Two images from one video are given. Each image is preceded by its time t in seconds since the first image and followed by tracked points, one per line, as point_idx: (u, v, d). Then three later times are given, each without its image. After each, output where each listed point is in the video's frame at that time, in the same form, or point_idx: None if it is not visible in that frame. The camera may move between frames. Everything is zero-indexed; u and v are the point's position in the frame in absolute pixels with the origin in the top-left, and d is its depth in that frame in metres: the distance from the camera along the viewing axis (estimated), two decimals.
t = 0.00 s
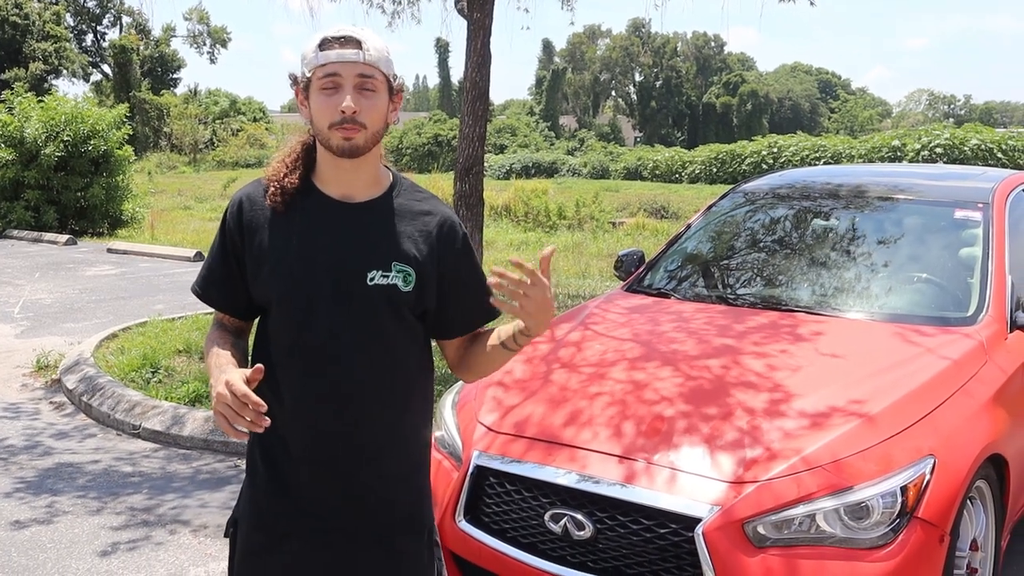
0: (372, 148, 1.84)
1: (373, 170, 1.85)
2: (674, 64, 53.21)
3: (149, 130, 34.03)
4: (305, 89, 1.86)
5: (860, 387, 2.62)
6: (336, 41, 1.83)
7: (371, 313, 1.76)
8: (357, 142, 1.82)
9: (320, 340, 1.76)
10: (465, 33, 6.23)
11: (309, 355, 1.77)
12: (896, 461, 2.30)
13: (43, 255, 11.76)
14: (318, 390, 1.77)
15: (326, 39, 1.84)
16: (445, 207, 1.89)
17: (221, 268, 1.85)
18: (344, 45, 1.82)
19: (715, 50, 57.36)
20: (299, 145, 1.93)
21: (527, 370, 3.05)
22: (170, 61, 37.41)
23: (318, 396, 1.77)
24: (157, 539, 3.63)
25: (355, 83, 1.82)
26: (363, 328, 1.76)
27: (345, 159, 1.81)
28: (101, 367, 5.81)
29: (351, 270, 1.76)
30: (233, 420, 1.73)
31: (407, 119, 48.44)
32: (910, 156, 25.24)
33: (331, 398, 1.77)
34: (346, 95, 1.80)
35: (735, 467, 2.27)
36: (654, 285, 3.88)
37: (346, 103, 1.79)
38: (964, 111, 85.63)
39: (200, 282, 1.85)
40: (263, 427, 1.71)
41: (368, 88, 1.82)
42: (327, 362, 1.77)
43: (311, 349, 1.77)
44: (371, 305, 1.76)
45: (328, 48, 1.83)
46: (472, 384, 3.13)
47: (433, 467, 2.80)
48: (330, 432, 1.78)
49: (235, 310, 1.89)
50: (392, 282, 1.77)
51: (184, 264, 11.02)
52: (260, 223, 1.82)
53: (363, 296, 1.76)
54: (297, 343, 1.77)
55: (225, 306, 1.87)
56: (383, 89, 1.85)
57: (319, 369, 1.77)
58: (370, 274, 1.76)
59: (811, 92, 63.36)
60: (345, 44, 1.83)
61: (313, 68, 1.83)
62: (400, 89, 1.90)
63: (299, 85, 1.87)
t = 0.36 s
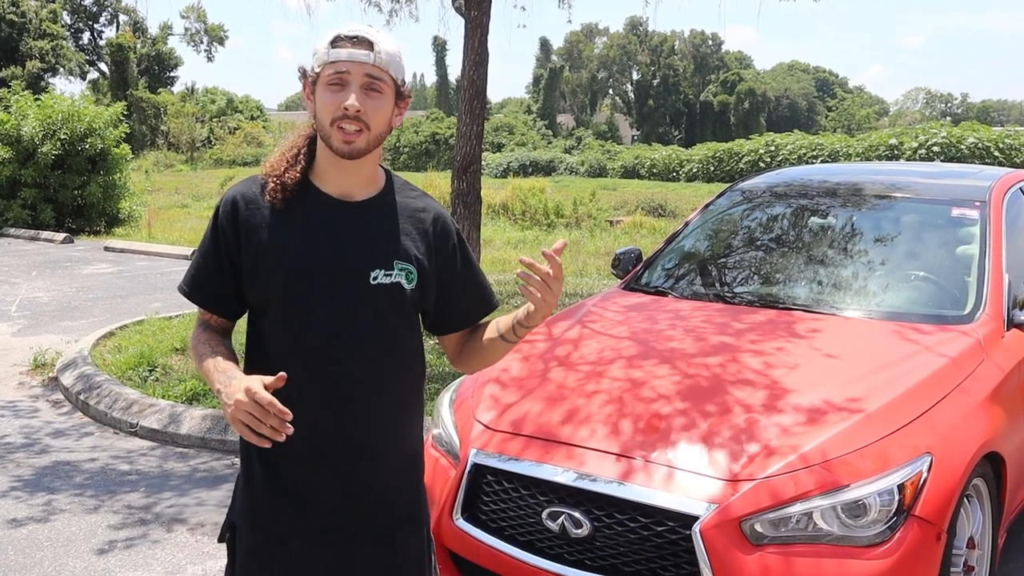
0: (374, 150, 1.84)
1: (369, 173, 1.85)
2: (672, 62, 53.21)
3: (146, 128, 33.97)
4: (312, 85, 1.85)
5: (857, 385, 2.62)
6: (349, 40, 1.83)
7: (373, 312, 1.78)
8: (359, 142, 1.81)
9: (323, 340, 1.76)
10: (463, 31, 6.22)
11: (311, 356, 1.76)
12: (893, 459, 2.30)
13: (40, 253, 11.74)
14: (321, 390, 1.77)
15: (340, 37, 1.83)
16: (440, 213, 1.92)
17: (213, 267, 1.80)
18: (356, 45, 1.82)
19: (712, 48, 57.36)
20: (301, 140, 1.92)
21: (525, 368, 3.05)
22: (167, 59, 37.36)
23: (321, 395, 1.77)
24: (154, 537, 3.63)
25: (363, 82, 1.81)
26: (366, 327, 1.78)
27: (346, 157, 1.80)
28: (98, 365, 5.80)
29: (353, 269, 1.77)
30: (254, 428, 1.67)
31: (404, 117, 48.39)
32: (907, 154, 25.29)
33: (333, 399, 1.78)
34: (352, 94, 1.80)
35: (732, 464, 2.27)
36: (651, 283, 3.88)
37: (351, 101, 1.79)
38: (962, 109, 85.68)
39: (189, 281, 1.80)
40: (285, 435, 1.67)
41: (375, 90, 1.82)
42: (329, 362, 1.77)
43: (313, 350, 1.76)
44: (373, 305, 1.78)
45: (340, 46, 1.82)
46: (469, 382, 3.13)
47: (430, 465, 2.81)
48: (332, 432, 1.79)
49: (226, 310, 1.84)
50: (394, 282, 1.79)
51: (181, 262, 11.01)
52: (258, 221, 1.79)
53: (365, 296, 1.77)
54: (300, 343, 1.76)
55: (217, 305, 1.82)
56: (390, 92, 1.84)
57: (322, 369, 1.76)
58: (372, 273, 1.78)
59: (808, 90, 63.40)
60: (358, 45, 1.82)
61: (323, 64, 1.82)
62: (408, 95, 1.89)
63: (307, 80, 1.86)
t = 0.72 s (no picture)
0: (347, 142, 1.86)
1: (342, 166, 1.88)
2: (668, 61, 53.25)
3: (142, 126, 33.89)
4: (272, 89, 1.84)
5: (854, 383, 2.63)
6: (301, 38, 1.83)
7: (360, 307, 1.82)
8: (334, 136, 1.83)
9: (314, 339, 1.77)
10: (459, 30, 6.22)
11: (303, 356, 1.76)
12: (888, 457, 2.31)
13: (36, 251, 11.72)
14: (312, 390, 1.78)
15: (290, 37, 1.83)
16: (399, 202, 2.00)
17: (188, 272, 1.71)
18: (310, 41, 1.83)
19: (709, 47, 57.39)
20: (264, 138, 1.90)
21: (521, 366, 3.05)
22: (164, 57, 37.28)
23: (314, 394, 1.78)
24: (151, 535, 3.63)
25: (326, 77, 1.82)
26: (353, 323, 1.81)
27: (325, 154, 1.82)
28: (95, 364, 5.80)
29: (339, 265, 1.80)
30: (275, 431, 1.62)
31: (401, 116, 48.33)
32: (903, 153, 25.35)
33: (326, 397, 1.80)
34: (319, 89, 1.81)
35: (728, 462, 2.28)
36: (648, 282, 3.89)
37: (321, 97, 1.80)
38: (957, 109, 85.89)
39: (160, 289, 1.69)
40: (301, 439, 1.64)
41: (338, 81, 1.83)
42: (324, 362, 1.78)
43: (304, 350, 1.77)
44: (360, 298, 1.82)
45: (295, 45, 1.82)
46: (465, 380, 3.14)
47: (427, 463, 2.82)
48: (326, 430, 1.81)
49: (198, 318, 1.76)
50: (375, 275, 1.86)
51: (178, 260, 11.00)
52: (238, 223, 1.74)
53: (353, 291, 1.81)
54: (289, 345, 1.76)
55: (190, 313, 1.73)
56: (352, 81, 1.87)
57: (314, 368, 1.78)
58: (355, 267, 1.82)
59: (805, 89, 63.49)
60: (312, 40, 1.83)
61: (281, 67, 1.82)
62: (365, 81, 1.92)
63: (265, 85, 1.85)
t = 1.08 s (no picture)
0: (338, 151, 1.87)
1: (338, 172, 1.88)
2: (671, 62, 53.25)
3: (145, 126, 33.96)
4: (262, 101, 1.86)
5: (858, 384, 2.63)
6: (290, 48, 1.83)
7: (356, 308, 1.80)
8: (323, 146, 1.83)
9: (308, 341, 1.77)
10: (464, 30, 6.23)
11: (297, 357, 1.77)
12: (893, 458, 2.31)
13: (41, 251, 11.75)
14: (306, 390, 1.79)
15: (280, 46, 1.84)
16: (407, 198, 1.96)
17: (184, 275, 1.75)
18: (298, 52, 1.83)
19: (712, 48, 57.38)
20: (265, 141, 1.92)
21: (525, 367, 3.06)
22: (167, 58, 37.34)
23: (308, 396, 1.79)
24: (156, 534, 3.64)
25: (313, 90, 1.83)
26: (348, 325, 1.80)
27: (314, 164, 1.82)
28: (100, 363, 5.81)
29: (334, 267, 1.79)
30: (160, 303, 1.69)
31: (404, 117, 48.37)
32: (907, 154, 25.29)
33: (321, 399, 1.79)
34: (306, 103, 1.82)
35: (730, 463, 2.28)
36: (652, 283, 3.89)
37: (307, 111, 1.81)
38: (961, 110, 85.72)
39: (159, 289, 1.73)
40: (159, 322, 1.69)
41: (327, 93, 1.84)
42: (321, 364, 1.78)
43: (298, 352, 1.77)
44: (356, 301, 1.80)
45: (283, 56, 1.83)
46: (470, 380, 3.15)
47: (432, 463, 2.82)
48: (321, 432, 1.81)
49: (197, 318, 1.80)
50: (371, 275, 1.82)
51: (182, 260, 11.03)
52: (232, 225, 1.78)
53: (348, 292, 1.80)
54: (282, 346, 1.77)
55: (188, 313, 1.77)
56: (342, 91, 1.87)
57: (308, 370, 1.78)
58: (350, 268, 1.80)
59: (808, 90, 63.49)
60: (300, 52, 1.83)
61: (270, 79, 1.84)
62: (358, 89, 1.92)
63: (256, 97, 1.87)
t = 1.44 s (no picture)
0: (341, 146, 1.87)
1: (341, 169, 1.89)
2: (674, 64, 53.28)
3: (149, 130, 34.04)
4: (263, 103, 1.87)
5: (861, 386, 2.64)
6: (288, 49, 1.85)
7: (357, 310, 1.80)
8: (326, 142, 1.83)
9: (307, 341, 1.78)
10: (466, 34, 6.25)
11: (296, 357, 1.79)
12: (896, 460, 2.32)
13: (44, 254, 11.79)
14: (305, 390, 1.80)
15: (278, 48, 1.86)
16: (414, 194, 1.96)
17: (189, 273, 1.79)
18: (295, 51, 1.85)
19: (714, 50, 57.41)
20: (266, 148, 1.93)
21: (529, 370, 3.06)
22: (170, 61, 37.41)
23: (307, 396, 1.80)
24: (159, 537, 3.65)
25: (313, 86, 1.84)
26: (348, 326, 1.80)
27: (318, 160, 1.82)
28: (103, 366, 5.83)
29: (336, 268, 1.79)
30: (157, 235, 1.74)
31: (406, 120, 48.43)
32: (909, 156, 25.26)
33: (320, 399, 1.80)
34: (306, 98, 1.82)
35: (734, 465, 2.28)
36: (655, 286, 3.89)
37: (308, 106, 1.81)
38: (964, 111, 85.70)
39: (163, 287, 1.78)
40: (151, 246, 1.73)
41: (326, 89, 1.85)
42: (322, 365, 1.79)
43: (297, 351, 1.79)
44: (357, 303, 1.80)
45: (281, 57, 1.85)
46: (473, 383, 3.15)
47: (435, 466, 2.83)
48: (321, 433, 1.81)
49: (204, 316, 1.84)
50: (373, 276, 1.81)
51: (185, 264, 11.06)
52: (236, 226, 1.81)
53: (349, 294, 1.80)
54: (282, 345, 1.79)
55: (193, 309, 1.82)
56: (340, 88, 1.88)
57: (307, 370, 1.79)
58: (352, 270, 1.80)
59: (811, 93, 63.51)
60: (297, 51, 1.85)
61: (269, 79, 1.85)
62: (355, 88, 1.94)
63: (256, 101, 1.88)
